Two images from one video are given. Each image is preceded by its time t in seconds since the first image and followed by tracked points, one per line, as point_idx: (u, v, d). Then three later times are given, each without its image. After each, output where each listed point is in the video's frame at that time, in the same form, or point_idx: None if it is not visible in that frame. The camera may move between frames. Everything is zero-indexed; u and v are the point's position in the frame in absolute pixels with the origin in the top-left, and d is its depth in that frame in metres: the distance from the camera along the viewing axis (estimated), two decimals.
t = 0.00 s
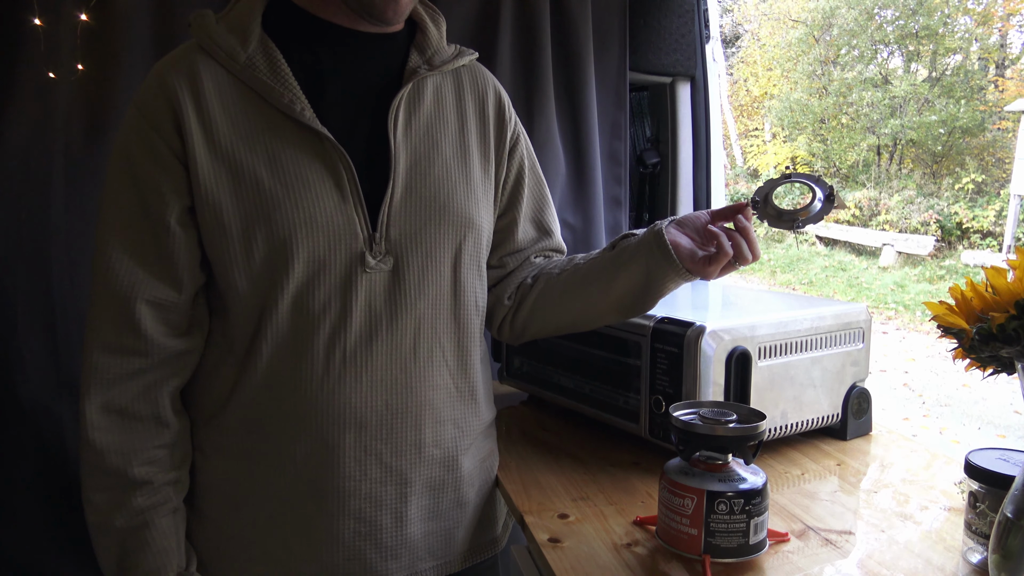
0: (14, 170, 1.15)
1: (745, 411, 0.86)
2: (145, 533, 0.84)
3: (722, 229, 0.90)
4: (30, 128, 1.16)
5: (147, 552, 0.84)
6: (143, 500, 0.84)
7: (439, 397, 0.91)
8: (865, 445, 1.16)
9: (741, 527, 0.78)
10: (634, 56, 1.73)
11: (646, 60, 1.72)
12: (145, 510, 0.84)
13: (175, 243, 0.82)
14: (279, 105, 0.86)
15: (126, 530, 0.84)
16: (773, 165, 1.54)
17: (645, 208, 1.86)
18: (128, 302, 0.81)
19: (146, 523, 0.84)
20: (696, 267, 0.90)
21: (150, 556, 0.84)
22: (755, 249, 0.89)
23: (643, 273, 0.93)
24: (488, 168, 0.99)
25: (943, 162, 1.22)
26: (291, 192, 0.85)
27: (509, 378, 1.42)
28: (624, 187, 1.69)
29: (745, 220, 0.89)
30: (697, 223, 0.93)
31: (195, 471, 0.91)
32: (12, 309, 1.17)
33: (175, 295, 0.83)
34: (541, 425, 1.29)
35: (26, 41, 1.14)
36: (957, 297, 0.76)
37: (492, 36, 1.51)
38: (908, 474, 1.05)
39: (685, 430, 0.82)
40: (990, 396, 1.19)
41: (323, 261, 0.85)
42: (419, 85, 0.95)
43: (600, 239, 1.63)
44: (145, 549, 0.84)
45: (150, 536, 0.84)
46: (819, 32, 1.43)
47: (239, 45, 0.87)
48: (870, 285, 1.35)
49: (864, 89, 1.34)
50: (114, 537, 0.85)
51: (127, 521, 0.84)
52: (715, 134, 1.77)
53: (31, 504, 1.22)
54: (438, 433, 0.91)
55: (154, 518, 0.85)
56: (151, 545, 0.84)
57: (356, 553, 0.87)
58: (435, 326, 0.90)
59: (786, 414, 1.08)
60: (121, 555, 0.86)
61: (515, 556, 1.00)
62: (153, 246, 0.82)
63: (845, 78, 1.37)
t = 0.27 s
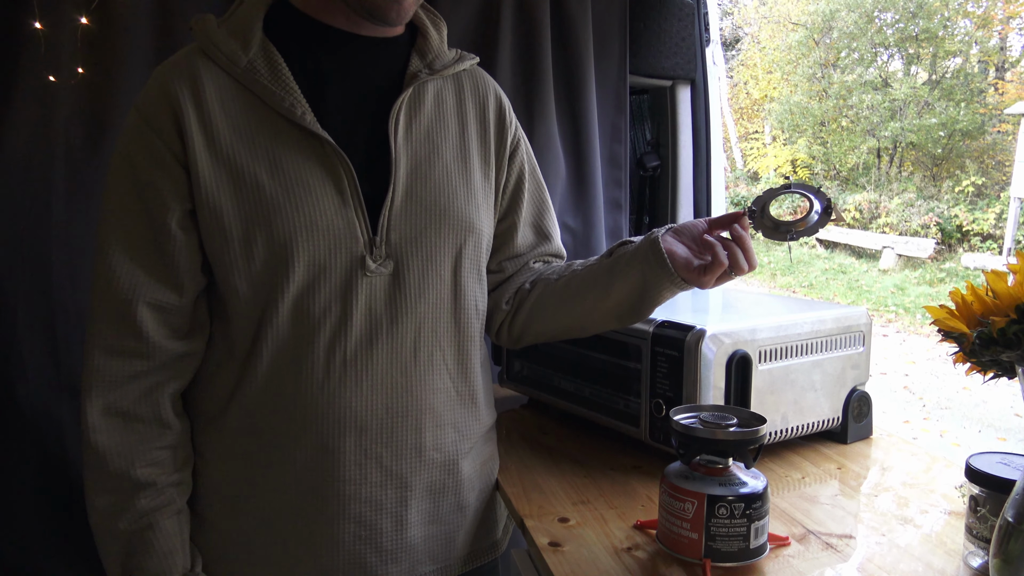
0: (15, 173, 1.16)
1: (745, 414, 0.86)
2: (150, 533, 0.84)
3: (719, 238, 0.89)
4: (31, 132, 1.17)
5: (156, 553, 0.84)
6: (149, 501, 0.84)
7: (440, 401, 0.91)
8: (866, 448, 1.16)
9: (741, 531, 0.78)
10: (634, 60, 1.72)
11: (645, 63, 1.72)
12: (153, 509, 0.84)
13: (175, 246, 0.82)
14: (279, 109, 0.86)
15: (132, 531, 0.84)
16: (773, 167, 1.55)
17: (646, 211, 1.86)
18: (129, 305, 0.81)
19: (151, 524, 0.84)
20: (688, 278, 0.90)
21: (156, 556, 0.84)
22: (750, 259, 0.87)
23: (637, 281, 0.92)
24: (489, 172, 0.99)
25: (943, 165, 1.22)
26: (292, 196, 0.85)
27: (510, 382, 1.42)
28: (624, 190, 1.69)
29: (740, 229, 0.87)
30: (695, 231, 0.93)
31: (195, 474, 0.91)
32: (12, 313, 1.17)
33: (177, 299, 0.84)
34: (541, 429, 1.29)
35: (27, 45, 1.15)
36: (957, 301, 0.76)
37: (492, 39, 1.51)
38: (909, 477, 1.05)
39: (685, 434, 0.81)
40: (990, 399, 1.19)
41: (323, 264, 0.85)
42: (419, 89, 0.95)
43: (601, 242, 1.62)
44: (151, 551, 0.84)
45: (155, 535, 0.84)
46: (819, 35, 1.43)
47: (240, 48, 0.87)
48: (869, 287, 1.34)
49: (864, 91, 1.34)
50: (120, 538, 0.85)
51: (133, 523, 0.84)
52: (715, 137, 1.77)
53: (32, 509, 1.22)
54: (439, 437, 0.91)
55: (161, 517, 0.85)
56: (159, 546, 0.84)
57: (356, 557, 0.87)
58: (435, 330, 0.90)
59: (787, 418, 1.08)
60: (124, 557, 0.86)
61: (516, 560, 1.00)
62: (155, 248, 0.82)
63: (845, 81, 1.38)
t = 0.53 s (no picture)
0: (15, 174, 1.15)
1: (746, 416, 0.86)
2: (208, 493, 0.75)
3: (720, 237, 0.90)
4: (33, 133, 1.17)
5: (195, 513, 0.76)
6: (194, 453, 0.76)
7: (438, 402, 0.91)
8: (866, 450, 1.16)
9: (742, 533, 0.78)
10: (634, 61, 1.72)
11: (646, 65, 1.72)
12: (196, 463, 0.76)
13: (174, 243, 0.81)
14: (279, 110, 0.86)
15: (183, 493, 0.75)
16: (773, 169, 1.55)
17: (646, 213, 1.86)
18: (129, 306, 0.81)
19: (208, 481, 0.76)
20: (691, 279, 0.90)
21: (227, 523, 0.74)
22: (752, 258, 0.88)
23: (636, 280, 0.92)
24: (488, 174, 0.99)
25: (943, 166, 1.22)
26: (291, 197, 0.85)
27: (510, 384, 1.41)
28: (624, 191, 1.69)
29: (741, 227, 0.88)
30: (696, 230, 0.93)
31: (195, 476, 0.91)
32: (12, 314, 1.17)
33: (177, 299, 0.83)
34: (542, 431, 1.29)
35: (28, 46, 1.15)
36: (958, 303, 0.76)
37: (492, 40, 1.51)
38: (909, 479, 1.05)
39: (686, 436, 0.81)
40: (990, 400, 1.19)
41: (321, 265, 0.85)
42: (419, 91, 0.95)
43: (601, 244, 1.62)
44: (189, 511, 0.76)
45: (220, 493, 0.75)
46: (819, 37, 1.43)
47: (240, 49, 0.87)
48: (870, 289, 1.34)
49: (864, 93, 1.35)
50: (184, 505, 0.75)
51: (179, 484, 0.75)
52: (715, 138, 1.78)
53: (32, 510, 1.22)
54: (437, 438, 0.91)
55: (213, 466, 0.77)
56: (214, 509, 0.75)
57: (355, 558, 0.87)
58: (433, 331, 0.90)
59: (788, 420, 1.08)
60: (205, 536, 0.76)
61: (515, 562, 1.00)
62: (152, 239, 0.81)
63: (845, 82, 1.38)
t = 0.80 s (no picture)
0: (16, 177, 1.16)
1: (746, 418, 0.86)
2: (515, 256, 0.63)
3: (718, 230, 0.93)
4: (34, 136, 1.17)
5: (492, 261, 0.64)
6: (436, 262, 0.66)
7: (441, 400, 0.92)
8: (866, 452, 1.16)
9: (742, 535, 0.78)
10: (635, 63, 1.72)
11: (646, 67, 1.72)
12: (441, 262, 0.66)
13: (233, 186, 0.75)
14: (290, 104, 0.84)
15: (363, 300, 0.66)
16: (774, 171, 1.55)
17: (647, 216, 1.86)
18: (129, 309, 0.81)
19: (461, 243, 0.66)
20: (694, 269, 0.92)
21: (479, 275, 0.64)
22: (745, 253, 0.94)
23: (635, 274, 0.93)
24: (487, 172, 1.00)
25: (943, 168, 1.22)
26: (302, 195, 0.84)
27: (510, 386, 1.41)
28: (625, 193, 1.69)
29: (739, 220, 0.92)
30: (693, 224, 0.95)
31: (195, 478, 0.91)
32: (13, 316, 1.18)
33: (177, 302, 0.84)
34: (542, 433, 1.29)
35: (29, 50, 1.15)
36: (958, 306, 0.76)
37: (492, 43, 1.51)
38: (909, 481, 1.05)
39: (686, 438, 0.82)
40: (991, 402, 1.20)
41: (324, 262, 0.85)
42: (416, 91, 0.95)
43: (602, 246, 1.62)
44: (490, 249, 0.64)
45: (488, 264, 0.64)
46: (819, 39, 1.43)
47: (249, 51, 0.85)
48: (870, 290, 1.35)
49: (864, 95, 1.35)
50: (385, 313, 0.65)
51: (327, 310, 0.66)
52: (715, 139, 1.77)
53: (33, 513, 1.22)
54: (440, 436, 0.92)
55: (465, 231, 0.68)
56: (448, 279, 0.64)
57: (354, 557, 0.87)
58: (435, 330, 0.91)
59: (788, 422, 1.08)
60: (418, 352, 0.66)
61: (515, 564, 1.00)
62: (211, 180, 0.73)
63: (845, 84, 1.38)
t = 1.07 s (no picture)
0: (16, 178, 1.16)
1: (746, 418, 0.86)
2: (603, 308, 0.60)
3: (709, 243, 0.82)
4: (34, 136, 1.17)
5: (572, 306, 0.61)
6: (518, 290, 0.63)
7: (451, 398, 0.91)
8: (866, 453, 1.15)
9: (742, 536, 0.78)
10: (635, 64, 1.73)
11: (647, 68, 1.73)
12: (524, 290, 0.62)
13: (275, 166, 0.72)
14: (307, 94, 0.83)
15: (446, 316, 0.62)
16: (775, 172, 1.54)
17: (647, 216, 1.86)
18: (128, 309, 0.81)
19: (550, 280, 0.62)
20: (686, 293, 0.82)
21: (554, 316, 0.61)
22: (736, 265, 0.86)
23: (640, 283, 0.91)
24: (490, 175, 1.00)
25: (943, 169, 1.22)
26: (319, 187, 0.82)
27: (510, 387, 1.41)
28: (624, 195, 1.68)
29: (733, 233, 0.82)
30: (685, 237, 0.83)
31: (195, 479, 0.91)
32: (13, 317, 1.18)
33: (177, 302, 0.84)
34: (542, 433, 1.29)
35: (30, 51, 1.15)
36: (958, 306, 0.76)
37: (492, 44, 1.51)
38: (910, 482, 1.05)
39: (686, 439, 0.82)
40: (992, 403, 1.20)
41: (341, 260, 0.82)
42: (422, 91, 0.95)
43: (602, 247, 1.63)
44: (571, 314, 0.60)
45: (567, 307, 0.60)
46: (819, 40, 1.44)
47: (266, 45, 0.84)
48: (870, 291, 1.35)
49: (865, 95, 1.35)
50: (455, 334, 0.62)
51: (403, 315, 0.62)
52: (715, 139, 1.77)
53: (32, 513, 1.22)
54: (449, 435, 0.91)
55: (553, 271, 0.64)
56: (538, 314, 0.61)
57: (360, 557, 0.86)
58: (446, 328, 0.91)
59: (788, 422, 1.08)
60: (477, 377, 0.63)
61: (516, 564, 1.00)
62: (252, 162, 0.70)
63: (845, 85, 1.38)
